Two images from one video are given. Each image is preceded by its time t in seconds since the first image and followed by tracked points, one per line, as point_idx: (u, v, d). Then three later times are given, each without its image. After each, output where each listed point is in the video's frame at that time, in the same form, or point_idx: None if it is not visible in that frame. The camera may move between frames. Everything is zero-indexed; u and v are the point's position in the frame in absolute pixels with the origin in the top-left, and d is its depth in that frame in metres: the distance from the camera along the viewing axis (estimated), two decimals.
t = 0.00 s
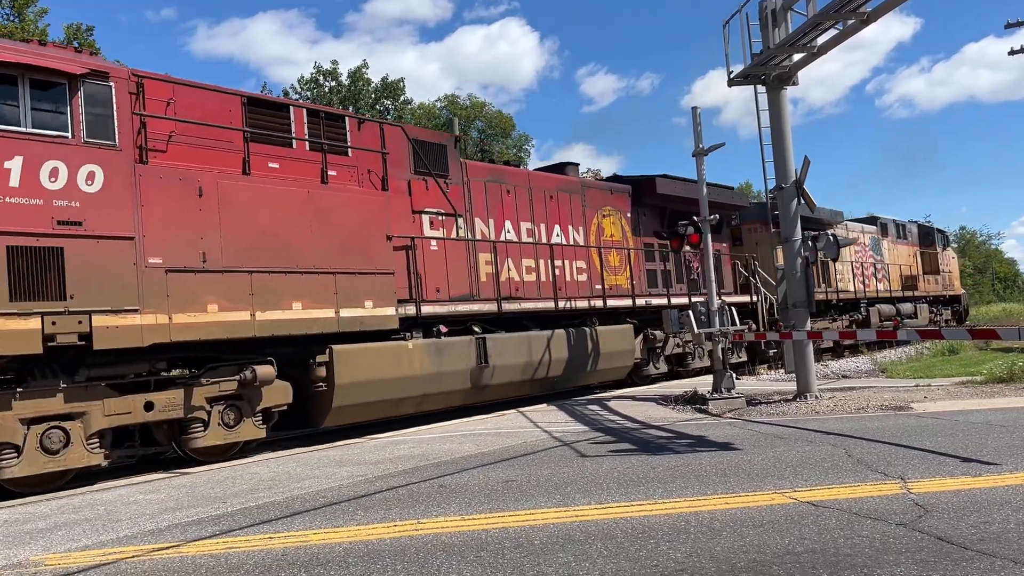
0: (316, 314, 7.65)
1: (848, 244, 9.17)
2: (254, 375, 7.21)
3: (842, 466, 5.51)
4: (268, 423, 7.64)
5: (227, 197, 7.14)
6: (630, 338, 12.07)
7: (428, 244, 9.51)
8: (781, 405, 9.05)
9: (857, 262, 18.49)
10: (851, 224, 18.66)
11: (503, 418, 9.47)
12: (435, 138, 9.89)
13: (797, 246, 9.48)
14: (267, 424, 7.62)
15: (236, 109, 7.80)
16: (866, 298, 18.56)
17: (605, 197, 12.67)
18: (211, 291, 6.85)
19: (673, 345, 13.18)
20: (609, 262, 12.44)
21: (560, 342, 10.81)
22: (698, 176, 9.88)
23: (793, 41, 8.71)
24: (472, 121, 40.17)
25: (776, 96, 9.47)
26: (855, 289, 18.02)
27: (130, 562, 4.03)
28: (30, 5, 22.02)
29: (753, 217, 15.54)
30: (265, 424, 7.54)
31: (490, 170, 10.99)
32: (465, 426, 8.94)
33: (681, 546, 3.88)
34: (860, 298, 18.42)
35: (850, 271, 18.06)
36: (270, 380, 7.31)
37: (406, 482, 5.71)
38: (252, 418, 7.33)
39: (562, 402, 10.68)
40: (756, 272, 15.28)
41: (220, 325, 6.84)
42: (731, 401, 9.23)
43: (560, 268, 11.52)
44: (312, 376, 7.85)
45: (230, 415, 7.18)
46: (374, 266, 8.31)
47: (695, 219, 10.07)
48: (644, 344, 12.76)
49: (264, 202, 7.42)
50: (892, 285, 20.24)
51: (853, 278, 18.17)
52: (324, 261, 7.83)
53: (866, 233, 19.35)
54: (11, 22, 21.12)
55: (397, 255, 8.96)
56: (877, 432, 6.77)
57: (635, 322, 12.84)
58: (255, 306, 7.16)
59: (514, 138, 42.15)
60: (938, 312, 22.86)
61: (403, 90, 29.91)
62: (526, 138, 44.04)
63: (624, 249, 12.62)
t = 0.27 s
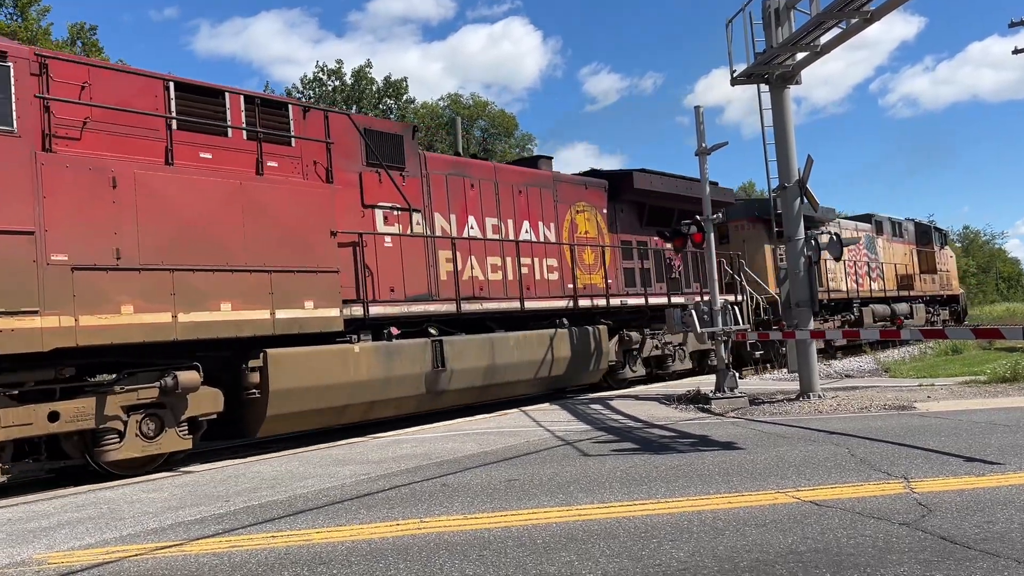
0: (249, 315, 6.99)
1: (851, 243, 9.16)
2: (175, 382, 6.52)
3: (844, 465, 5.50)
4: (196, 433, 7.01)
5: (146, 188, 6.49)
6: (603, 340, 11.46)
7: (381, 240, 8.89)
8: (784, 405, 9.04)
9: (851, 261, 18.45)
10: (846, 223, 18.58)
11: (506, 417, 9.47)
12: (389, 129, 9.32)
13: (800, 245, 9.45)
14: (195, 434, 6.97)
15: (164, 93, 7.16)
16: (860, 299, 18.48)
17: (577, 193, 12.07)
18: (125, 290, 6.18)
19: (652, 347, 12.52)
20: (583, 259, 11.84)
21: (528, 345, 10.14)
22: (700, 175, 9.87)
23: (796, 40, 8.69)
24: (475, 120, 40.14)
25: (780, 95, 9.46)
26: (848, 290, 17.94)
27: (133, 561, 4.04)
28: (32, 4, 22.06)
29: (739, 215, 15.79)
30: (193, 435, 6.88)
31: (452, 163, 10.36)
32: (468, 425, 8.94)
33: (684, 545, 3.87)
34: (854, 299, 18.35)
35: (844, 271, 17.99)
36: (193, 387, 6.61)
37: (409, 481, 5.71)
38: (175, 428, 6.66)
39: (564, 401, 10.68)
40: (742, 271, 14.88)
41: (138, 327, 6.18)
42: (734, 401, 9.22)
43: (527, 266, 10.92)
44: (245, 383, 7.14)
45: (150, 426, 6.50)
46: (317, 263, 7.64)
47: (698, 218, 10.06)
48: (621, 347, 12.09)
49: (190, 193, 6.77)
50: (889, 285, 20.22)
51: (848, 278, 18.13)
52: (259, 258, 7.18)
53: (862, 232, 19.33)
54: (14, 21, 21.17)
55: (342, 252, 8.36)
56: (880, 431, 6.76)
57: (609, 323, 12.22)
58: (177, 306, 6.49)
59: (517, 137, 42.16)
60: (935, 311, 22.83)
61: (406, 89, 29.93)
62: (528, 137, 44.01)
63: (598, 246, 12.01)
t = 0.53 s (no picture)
0: (167, 318, 6.45)
1: (854, 243, 9.14)
2: (81, 391, 6.03)
3: (848, 465, 5.49)
4: (110, 446, 6.53)
5: (48, 179, 5.94)
6: (570, 343, 11.01)
7: (327, 237, 8.43)
8: (787, 405, 9.03)
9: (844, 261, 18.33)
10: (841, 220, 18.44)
11: (508, 417, 9.47)
12: (338, 119, 8.80)
13: (802, 245, 9.44)
14: (107, 448, 6.49)
15: (79, 75, 6.66)
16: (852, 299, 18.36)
17: (548, 187, 11.53)
18: (25, 290, 5.67)
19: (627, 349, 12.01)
20: (553, 258, 11.36)
21: (489, 348, 9.70)
22: (703, 175, 9.86)
23: (798, 40, 8.68)
24: (478, 120, 40.18)
25: (782, 94, 9.45)
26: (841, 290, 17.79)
27: (135, 561, 4.04)
28: (35, 4, 22.10)
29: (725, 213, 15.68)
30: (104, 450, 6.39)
31: (410, 155, 9.85)
32: (470, 424, 8.94)
33: (686, 545, 3.87)
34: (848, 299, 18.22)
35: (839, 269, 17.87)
36: (103, 396, 6.14)
37: (411, 481, 5.71)
38: (83, 442, 6.16)
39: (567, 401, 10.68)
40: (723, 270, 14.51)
41: (40, 330, 5.68)
42: (736, 401, 9.21)
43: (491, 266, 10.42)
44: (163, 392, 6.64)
45: (53, 439, 6.01)
46: (246, 261, 7.11)
47: (700, 218, 10.06)
48: (594, 349, 11.58)
49: (101, 187, 6.23)
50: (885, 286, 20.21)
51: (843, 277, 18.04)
52: (181, 256, 6.65)
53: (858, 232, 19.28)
54: (18, 21, 21.23)
55: (278, 249, 7.84)
56: (884, 431, 6.75)
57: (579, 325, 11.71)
58: (84, 308, 5.98)
59: (520, 137, 42.15)
60: (933, 311, 22.81)
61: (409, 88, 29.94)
62: (531, 137, 44.00)
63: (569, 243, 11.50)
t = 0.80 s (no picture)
0: (70, 321, 5.89)
1: (856, 244, 9.12)
2: None
3: (850, 466, 5.49)
4: (7, 461, 5.95)
5: None
6: (540, 347, 10.28)
7: (264, 234, 7.78)
8: (789, 405, 9.02)
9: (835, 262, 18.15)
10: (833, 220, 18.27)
11: (510, 417, 9.47)
12: (279, 108, 8.21)
13: (805, 245, 9.43)
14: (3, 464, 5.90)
15: None
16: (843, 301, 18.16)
17: (514, 183, 10.92)
18: None
19: (599, 353, 11.43)
20: (519, 257, 10.75)
21: (448, 353, 8.95)
22: (705, 175, 9.85)
23: (801, 40, 8.67)
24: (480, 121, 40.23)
25: (785, 94, 9.44)
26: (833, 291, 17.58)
27: (136, 561, 4.03)
28: (38, 4, 22.14)
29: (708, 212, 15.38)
30: None
31: (359, 147, 9.23)
32: (472, 424, 8.93)
33: (688, 546, 3.86)
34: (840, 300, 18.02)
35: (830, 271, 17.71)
36: None
37: (413, 481, 5.71)
38: None
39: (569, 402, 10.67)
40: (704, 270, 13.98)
41: None
42: (739, 402, 9.21)
43: (451, 265, 9.78)
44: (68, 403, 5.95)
45: None
46: (165, 260, 6.52)
47: (703, 219, 10.05)
48: (563, 353, 11.02)
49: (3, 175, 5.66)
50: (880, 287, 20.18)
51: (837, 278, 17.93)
52: (91, 253, 6.07)
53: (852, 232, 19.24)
54: (20, 21, 21.27)
55: (204, 247, 7.17)
56: (886, 432, 6.74)
57: (548, 328, 11.04)
58: None
59: (522, 136, 42.16)
60: (928, 313, 22.81)
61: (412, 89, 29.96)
62: (533, 137, 44.00)
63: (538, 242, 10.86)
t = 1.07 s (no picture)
0: None
1: (858, 246, 9.10)
2: None
3: (852, 468, 5.48)
4: None
5: None
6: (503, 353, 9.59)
7: (193, 231, 7.16)
8: (791, 407, 9.02)
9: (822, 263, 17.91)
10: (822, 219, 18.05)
11: (513, 417, 9.49)
12: (212, 95, 7.61)
13: (807, 246, 9.44)
14: None
15: None
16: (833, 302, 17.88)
17: (475, 178, 10.28)
18: None
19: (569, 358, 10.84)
20: (482, 256, 10.14)
21: (399, 359, 8.21)
22: (707, 176, 9.85)
23: (803, 41, 8.67)
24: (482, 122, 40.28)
25: (786, 96, 9.43)
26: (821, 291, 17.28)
27: (138, 562, 4.04)
28: (40, 5, 22.17)
29: (690, 209, 15.05)
30: None
31: (303, 138, 8.54)
32: (473, 425, 8.94)
33: (689, 547, 3.86)
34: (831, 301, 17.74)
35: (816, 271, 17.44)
36: None
37: (415, 482, 5.71)
38: None
39: (570, 403, 10.67)
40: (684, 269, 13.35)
41: None
42: (741, 403, 9.21)
43: (405, 265, 9.18)
44: None
45: None
46: (70, 259, 6.04)
47: (705, 220, 10.05)
48: (531, 358, 10.36)
49: None
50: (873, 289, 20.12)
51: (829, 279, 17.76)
52: None
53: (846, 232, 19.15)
54: (23, 22, 21.33)
55: (117, 244, 6.55)
56: (888, 434, 6.73)
57: (512, 331, 10.35)
58: None
59: (523, 137, 42.17)
60: (924, 314, 22.78)
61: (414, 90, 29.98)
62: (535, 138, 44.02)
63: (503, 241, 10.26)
